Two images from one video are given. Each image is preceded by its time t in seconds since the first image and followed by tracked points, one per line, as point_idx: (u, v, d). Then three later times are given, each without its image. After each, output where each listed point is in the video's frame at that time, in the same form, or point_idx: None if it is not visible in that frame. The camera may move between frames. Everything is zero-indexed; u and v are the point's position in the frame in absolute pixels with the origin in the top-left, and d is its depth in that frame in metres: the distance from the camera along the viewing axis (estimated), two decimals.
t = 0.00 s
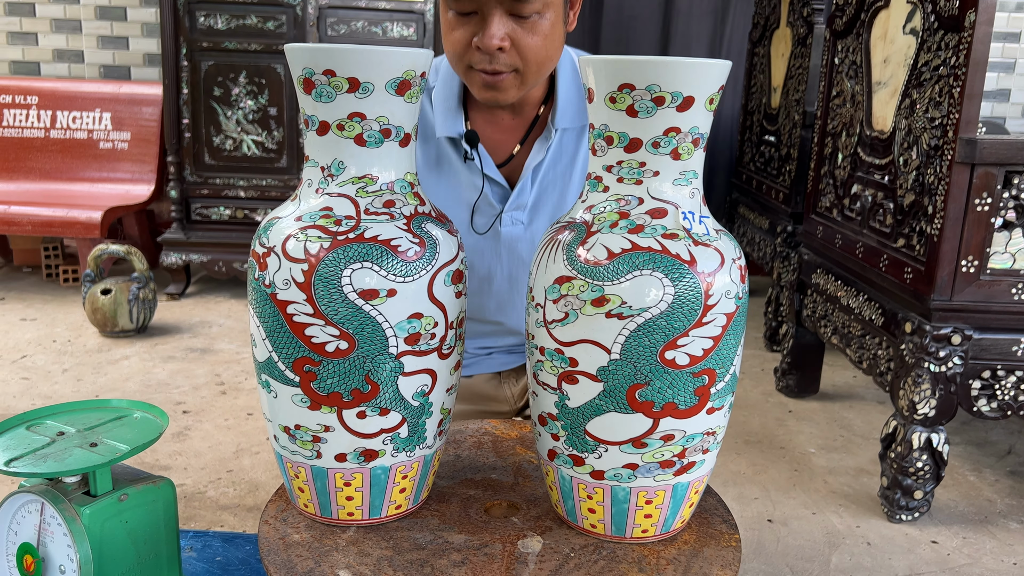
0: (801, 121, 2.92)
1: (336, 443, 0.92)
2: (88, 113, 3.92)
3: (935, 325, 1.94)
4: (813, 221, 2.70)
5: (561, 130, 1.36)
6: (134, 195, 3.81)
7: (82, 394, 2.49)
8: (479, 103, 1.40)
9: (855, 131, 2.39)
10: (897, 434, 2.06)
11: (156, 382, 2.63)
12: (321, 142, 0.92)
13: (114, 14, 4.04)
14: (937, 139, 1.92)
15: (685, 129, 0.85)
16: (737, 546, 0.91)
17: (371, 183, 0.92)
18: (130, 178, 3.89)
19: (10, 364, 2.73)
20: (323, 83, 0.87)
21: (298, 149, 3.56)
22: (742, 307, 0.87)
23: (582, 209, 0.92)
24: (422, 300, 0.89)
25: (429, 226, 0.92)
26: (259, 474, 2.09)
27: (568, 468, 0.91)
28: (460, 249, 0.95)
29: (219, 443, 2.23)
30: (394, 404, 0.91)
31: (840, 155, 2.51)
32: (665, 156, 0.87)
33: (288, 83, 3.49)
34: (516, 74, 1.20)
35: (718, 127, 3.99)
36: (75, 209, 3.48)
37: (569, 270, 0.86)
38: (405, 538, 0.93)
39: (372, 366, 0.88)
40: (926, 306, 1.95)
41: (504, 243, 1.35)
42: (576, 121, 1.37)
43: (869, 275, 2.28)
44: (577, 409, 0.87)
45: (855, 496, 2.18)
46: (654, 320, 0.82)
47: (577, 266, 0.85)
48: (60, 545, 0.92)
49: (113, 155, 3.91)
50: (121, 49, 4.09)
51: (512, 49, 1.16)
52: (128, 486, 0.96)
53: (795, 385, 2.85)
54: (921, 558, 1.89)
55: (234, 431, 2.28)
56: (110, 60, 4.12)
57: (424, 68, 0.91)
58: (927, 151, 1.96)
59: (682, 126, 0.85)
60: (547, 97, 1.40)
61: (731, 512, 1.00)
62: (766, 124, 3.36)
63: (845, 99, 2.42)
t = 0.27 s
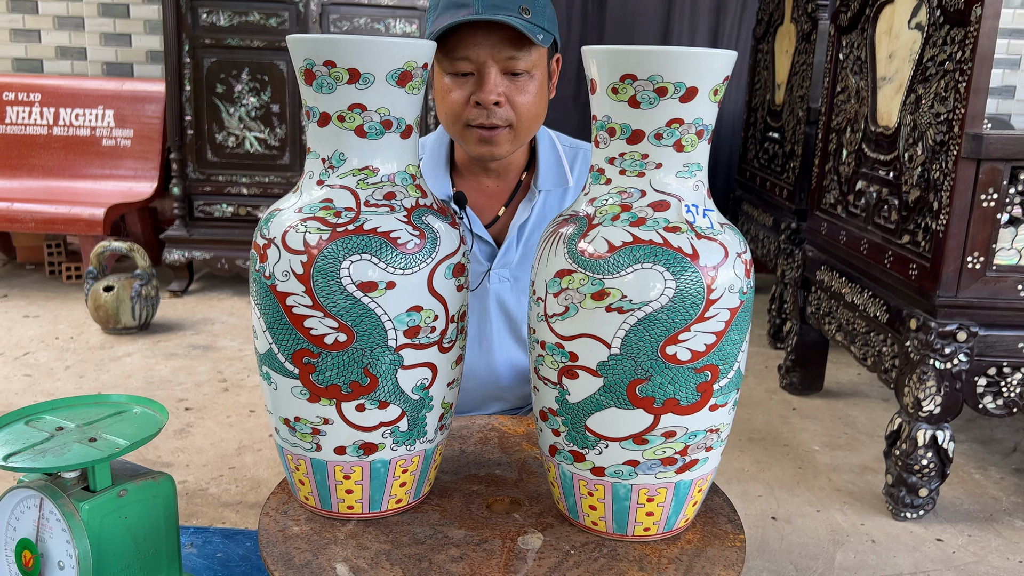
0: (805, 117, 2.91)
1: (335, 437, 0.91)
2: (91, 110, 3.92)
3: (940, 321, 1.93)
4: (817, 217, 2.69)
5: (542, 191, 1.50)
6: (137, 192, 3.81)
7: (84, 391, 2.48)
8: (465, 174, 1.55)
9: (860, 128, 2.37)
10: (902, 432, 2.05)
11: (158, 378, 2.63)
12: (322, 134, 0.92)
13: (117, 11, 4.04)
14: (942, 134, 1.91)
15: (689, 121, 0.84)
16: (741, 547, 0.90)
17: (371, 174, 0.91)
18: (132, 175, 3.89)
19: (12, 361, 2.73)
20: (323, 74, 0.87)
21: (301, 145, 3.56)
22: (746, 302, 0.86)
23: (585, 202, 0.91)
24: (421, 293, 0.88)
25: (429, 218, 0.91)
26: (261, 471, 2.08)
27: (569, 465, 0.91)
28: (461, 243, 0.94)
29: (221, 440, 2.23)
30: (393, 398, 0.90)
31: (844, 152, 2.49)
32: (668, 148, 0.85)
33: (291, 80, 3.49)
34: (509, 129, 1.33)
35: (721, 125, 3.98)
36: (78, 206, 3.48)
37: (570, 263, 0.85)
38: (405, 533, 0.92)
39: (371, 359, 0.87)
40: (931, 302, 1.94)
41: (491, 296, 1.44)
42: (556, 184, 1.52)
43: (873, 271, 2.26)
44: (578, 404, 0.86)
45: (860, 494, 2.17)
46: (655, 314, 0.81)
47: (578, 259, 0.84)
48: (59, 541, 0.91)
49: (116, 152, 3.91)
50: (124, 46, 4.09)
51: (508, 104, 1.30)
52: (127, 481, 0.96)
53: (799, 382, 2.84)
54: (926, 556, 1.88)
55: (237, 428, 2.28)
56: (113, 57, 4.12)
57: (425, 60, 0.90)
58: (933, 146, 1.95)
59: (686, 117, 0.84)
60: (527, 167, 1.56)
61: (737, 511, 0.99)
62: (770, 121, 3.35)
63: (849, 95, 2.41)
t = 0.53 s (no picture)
0: (809, 115, 2.89)
1: (335, 421, 0.92)
2: (94, 108, 3.92)
3: (946, 319, 1.92)
4: (822, 215, 2.68)
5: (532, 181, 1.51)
6: (140, 190, 3.81)
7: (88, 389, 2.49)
8: (455, 164, 1.56)
9: (865, 125, 2.36)
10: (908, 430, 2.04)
11: (161, 376, 2.63)
12: (334, 126, 0.92)
13: (121, 9, 4.04)
14: (949, 131, 1.90)
15: (690, 117, 0.83)
16: (742, 566, 0.88)
17: (379, 166, 0.90)
18: (136, 173, 3.89)
19: (16, 359, 2.74)
20: (333, 68, 0.87)
21: (305, 144, 3.56)
22: (746, 309, 0.83)
23: (587, 199, 0.90)
24: (420, 283, 0.87)
25: (433, 211, 0.90)
26: (265, 469, 2.08)
27: (562, 466, 0.90)
28: (470, 236, 0.93)
29: (225, 437, 2.23)
30: (391, 385, 0.90)
31: (849, 149, 2.48)
32: (668, 145, 0.84)
33: (294, 78, 3.48)
34: (502, 113, 1.33)
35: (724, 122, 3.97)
36: (81, 204, 3.48)
37: (564, 260, 0.85)
38: (401, 520, 0.92)
39: (368, 346, 0.87)
40: (937, 300, 1.92)
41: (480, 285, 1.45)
42: (545, 173, 1.52)
43: (878, 269, 2.25)
44: (569, 403, 0.86)
45: (865, 493, 2.16)
46: (642, 316, 0.80)
47: (571, 257, 0.84)
48: (62, 538, 0.91)
49: (119, 150, 3.91)
50: (127, 44, 4.10)
51: (500, 85, 1.30)
52: (130, 478, 0.96)
53: (803, 381, 2.83)
54: (932, 555, 1.87)
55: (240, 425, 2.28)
56: (116, 55, 4.12)
57: (437, 54, 0.88)
58: (939, 143, 1.94)
59: (686, 112, 0.82)
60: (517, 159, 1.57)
61: (751, 532, 0.96)
62: (774, 119, 3.33)
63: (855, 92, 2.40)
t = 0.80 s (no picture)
0: (813, 114, 2.89)
1: (349, 399, 0.96)
2: (100, 108, 3.94)
3: (950, 317, 1.92)
4: (825, 214, 2.68)
5: (532, 177, 1.54)
6: (146, 189, 3.83)
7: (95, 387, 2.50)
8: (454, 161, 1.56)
9: (869, 123, 2.36)
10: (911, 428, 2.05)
11: (167, 375, 2.65)
12: (365, 122, 0.95)
13: (126, 9, 4.05)
14: (952, 130, 1.90)
15: (676, 117, 0.78)
16: None
17: (399, 161, 0.93)
18: (142, 173, 3.91)
19: (24, 357, 2.76)
20: (361, 67, 0.91)
21: (309, 143, 3.57)
22: (725, 322, 0.77)
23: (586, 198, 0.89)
24: (423, 275, 0.88)
25: (445, 206, 0.91)
26: (270, 466, 2.09)
27: (546, 467, 0.89)
28: (484, 231, 0.93)
29: (231, 435, 2.24)
30: (396, 369, 0.92)
31: (852, 148, 2.49)
32: (652, 146, 0.80)
33: (299, 78, 3.49)
34: (491, 111, 1.32)
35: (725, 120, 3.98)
36: (88, 203, 3.50)
37: (548, 259, 0.84)
38: (404, 500, 0.95)
39: (373, 331, 0.90)
40: (941, 299, 1.92)
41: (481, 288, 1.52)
42: (545, 170, 1.54)
43: (882, 268, 2.25)
44: (545, 404, 0.85)
45: (868, 491, 2.16)
46: (606, 320, 0.77)
47: (552, 256, 0.83)
48: (72, 533, 0.92)
49: (125, 150, 3.93)
50: (132, 44, 4.11)
51: (488, 84, 1.30)
52: (139, 474, 0.97)
53: (807, 380, 2.84)
54: (935, 553, 1.87)
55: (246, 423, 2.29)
56: (121, 55, 4.14)
57: (457, 55, 0.89)
58: (942, 142, 1.94)
59: (670, 112, 0.78)
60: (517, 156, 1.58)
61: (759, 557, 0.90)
62: (778, 118, 3.34)
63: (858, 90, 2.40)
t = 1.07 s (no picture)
0: (816, 114, 2.89)
1: (373, 380, 1.03)
2: (102, 108, 3.94)
3: (952, 318, 1.91)
4: (828, 214, 2.67)
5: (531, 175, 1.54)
6: (147, 189, 3.83)
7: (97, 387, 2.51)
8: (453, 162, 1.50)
9: (871, 123, 2.36)
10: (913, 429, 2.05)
11: (169, 375, 2.64)
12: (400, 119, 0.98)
13: (128, 9, 4.05)
14: (955, 130, 1.89)
15: (629, 120, 0.75)
16: None
17: (426, 159, 0.95)
18: (143, 172, 3.91)
19: (25, 357, 2.76)
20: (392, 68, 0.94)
21: (312, 143, 3.57)
22: (660, 339, 0.73)
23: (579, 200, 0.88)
24: (429, 269, 0.91)
25: (458, 204, 0.92)
26: (272, 467, 2.09)
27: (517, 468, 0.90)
28: (498, 230, 0.92)
29: (232, 436, 2.24)
30: (405, 357, 0.96)
31: (855, 148, 2.48)
32: (609, 149, 0.78)
33: (301, 77, 3.48)
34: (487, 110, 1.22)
35: (728, 120, 3.97)
36: (89, 203, 3.50)
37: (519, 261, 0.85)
38: (410, 485, 1.01)
39: (384, 319, 0.95)
40: (943, 299, 1.92)
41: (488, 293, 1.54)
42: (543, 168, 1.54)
43: (885, 268, 2.24)
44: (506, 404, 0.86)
45: (871, 492, 2.16)
46: (542, 326, 0.77)
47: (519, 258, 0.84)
48: (73, 534, 0.92)
49: (126, 150, 3.93)
50: (134, 45, 4.11)
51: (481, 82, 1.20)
52: (140, 475, 0.97)
53: (809, 380, 2.83)
54: (938, 554, 1.87)
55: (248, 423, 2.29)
56: (123, 55, 4.14)
57: (479, 56, 0.89)
58: (945, 142, 1.93)
59: (623, 115, 0.75)
60: (516, 156, 1.56)
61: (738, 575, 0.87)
62: (780, 118, 3.33)
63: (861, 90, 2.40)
